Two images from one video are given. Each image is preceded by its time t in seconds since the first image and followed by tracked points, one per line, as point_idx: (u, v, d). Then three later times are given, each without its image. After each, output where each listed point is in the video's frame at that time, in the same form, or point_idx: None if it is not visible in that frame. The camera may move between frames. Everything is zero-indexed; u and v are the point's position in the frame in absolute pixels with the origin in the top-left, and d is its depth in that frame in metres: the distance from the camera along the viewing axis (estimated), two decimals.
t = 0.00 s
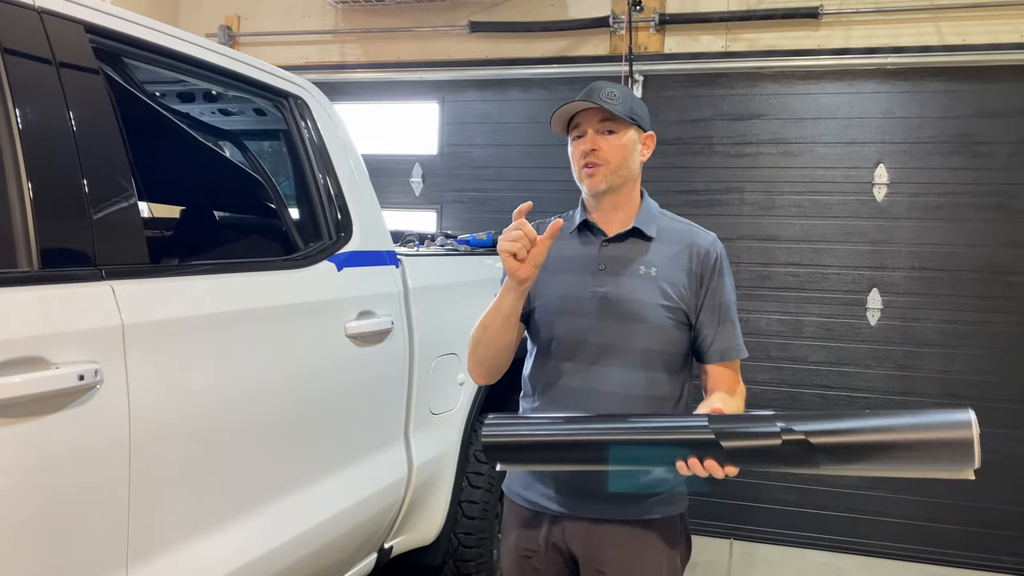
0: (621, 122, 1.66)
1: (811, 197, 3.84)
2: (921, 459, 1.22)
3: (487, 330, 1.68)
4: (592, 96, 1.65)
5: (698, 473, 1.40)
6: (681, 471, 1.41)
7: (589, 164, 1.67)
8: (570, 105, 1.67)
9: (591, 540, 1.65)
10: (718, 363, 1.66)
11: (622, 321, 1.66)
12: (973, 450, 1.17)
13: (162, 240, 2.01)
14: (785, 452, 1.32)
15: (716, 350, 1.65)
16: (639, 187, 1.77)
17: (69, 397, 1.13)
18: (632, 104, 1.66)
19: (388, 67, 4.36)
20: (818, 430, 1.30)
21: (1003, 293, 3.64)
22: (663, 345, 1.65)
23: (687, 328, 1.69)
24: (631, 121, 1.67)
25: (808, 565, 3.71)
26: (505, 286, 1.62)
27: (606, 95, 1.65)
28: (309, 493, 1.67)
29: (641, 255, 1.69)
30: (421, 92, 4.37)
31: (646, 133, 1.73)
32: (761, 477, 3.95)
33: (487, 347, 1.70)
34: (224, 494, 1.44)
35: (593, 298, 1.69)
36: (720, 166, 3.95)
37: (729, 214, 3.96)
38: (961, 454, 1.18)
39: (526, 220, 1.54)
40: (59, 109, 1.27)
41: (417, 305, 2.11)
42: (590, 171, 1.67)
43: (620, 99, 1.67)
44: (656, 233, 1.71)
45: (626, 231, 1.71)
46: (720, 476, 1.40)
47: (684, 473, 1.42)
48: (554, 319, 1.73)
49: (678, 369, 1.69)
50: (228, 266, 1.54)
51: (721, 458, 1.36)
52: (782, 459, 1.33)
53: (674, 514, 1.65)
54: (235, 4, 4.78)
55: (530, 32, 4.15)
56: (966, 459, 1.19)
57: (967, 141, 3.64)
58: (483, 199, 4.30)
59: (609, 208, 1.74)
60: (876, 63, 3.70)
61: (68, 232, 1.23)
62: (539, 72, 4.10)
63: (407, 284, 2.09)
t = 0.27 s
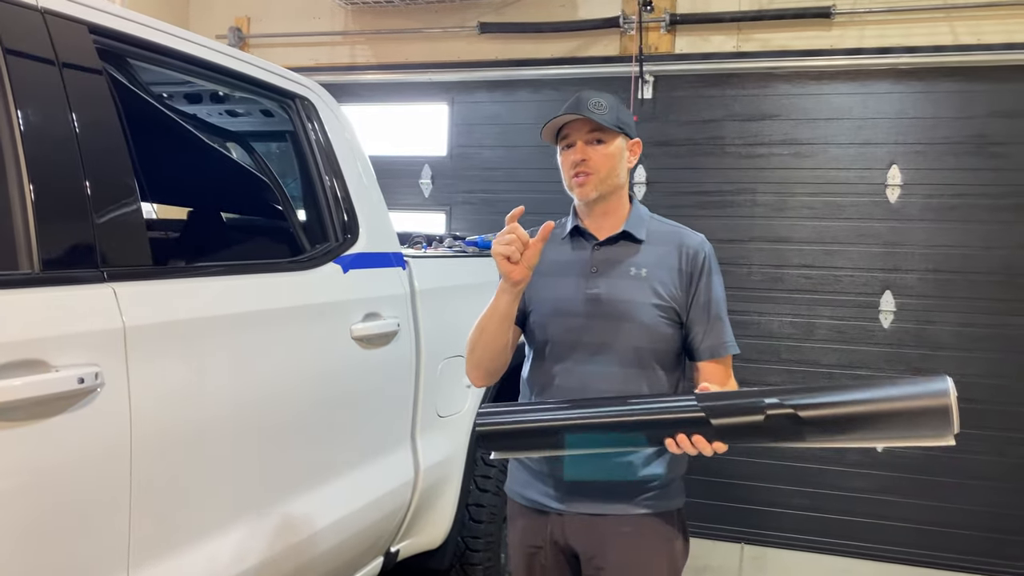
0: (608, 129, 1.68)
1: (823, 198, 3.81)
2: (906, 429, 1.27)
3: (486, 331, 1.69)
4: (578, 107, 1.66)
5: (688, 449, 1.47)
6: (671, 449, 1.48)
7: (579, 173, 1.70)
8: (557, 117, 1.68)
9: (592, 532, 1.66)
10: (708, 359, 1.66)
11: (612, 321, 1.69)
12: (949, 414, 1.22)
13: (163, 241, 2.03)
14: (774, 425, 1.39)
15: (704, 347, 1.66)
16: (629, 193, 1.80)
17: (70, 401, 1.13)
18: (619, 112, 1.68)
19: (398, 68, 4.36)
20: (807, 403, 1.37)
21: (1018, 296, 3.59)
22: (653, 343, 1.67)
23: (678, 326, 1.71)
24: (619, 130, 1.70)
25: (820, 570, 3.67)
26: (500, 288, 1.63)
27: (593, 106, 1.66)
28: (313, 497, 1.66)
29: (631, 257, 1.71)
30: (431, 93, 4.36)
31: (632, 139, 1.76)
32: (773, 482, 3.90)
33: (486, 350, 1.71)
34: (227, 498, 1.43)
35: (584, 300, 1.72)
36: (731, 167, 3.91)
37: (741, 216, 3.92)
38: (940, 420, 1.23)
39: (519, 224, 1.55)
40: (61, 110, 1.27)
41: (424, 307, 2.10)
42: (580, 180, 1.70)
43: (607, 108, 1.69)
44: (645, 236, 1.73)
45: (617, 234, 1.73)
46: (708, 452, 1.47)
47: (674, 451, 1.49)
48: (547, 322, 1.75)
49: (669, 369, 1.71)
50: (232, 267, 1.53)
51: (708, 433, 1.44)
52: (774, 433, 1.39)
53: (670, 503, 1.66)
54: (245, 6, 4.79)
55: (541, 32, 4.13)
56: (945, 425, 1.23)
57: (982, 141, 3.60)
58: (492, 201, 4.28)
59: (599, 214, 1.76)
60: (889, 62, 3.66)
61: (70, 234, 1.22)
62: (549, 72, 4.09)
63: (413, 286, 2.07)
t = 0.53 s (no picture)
0: (591, 135, 1.69)
1: (836, 200, 3.77)
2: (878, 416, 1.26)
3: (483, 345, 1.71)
4: (562, 115, 1.69)
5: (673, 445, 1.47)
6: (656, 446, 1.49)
7: (565, 180, 1.72)
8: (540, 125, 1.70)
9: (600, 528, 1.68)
10: (701, 353, 1.66)
11: (604, 325, 1.69)
12: (915, 401, 1.20)
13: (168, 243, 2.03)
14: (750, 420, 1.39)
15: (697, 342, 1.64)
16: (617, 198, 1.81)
17: (68, 404, 1.12)
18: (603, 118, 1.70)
19: (408, 70, 4.35)
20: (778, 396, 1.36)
21: None
22: (647, 344, 1.67)
23: (672, 324, 1.70)
24: (602, 136, 1.71)
25: None
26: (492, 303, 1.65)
27: (575, 112, 1.67)
28: (317, 502, 1.65)
29: (620, 260, 1.72)
30: (441, 95, 4.34)
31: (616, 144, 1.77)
32: (786, 487, 3.85)
33: (483, 364, 1.73)
34: (229, 503, 1.42)
35: (577, 305, 1.73)
36: (742, 168, 3.88)
37: (753, 217, 3.88)
38: (907, 407, 1.22)
39: (507, 242, 1.58)
40: (62, 112, 1.26)
41: (430, 310, 2.08)
42: (567, 187, 1.72)
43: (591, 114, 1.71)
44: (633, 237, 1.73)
45: (606, 237, 1.74)
46: (693, 447, 1.47)
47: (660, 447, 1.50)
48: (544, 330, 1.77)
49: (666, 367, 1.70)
50: (235, 270, 1.52)
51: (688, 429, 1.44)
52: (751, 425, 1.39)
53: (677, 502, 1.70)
54: (256, 8, 4.80)
55: (551, 34, 4.12)
56: (914, 411, 1.22)
57: (998, 143, 3.56)
58: (501, 203, 4.27)
59: (588, 219, 1.77)
60: (904, 63, 3.62)
61: (70, 237, 1.21)
62: (559, 74, 4.07)
63: (420, 288, 2.06)
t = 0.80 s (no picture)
0: (595, 143, 1.66)
1: (850, 202, 3.73)
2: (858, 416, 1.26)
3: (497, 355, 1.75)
4: (564, 124, 1.65)
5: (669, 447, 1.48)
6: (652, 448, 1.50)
7: (570, 188, 1.69)
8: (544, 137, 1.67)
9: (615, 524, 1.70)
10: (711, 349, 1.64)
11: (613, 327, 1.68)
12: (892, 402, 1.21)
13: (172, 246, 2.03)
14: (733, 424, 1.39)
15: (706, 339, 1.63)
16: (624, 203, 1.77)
17: (70, 409, 1.11)
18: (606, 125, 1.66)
19: (419, 72, 4.34)
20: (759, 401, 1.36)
21: None
22: (656, 344, 1.66)
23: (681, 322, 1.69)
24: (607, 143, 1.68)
25: None
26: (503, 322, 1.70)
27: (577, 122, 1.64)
28: (324, 506, 1.64)
29: (627, 262, 1.70)
30: (451, 97, 4.33)
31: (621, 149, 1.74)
32: (800, 492, 3.81)
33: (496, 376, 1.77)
34: (233, 507, 1.41)
35: (586, 308, 1.71)
36: (755, 170, 3.85)
37: (766, 220, 3.85)
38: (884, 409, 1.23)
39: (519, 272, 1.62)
40: (67, 114, 1.25)
41: (438, 313, 2.06)
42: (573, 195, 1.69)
43: (594, 122, 1.67)
44: (640, 239, 1.71)
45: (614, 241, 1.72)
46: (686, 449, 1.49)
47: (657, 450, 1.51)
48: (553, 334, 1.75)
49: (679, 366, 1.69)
50: (241, 273, 1.51)
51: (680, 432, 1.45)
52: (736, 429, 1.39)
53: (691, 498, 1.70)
54: (267, 11, 4.80)
55: (562, 35, 4.10)
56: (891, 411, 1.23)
57: (1015, 144, 3.51)
58: (512, 205, 4.25)
59: (597, 226, 1.74)
60: (919, 63, 3.58)
61: (75, 240, 1.21)
62: (570, 76, 4.05)
63: (428, 291, 2.05)
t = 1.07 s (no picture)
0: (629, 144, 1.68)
1: (861, 204, 3.69)
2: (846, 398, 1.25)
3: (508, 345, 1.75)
4: (602, 126, 1.68)
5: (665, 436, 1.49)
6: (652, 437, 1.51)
7: (603, 188, 1.70)
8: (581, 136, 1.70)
9: (624, 521, 1.69)
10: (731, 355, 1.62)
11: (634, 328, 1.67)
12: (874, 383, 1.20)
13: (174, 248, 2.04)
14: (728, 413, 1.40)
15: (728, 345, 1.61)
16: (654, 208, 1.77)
17: (70, 411, 1.10)
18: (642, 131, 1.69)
19: (426, 74, 4.33)
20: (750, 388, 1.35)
21: None
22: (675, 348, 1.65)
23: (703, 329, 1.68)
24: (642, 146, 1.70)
25: None
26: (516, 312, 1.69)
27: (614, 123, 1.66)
28: (327, 510, 1.62)
29: (653, 263, 1.69)
30: (459, 99, 4.32)
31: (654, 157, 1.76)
32: (810, 496, 3.77)
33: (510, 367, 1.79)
34: (235, 510, 1.40)
35: (609, 307, 1.70)
36: (765, 172, 3.82)
37: (776, 221, 3.82)
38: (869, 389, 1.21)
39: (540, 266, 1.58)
40: (69, 116, 1.25)
41: (444, 316, 2.05)
42: (605, 195, 1.70)
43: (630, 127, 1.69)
44: (667, 242, 1.70)
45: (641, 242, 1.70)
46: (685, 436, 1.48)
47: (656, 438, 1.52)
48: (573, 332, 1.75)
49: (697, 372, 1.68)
50: (245, 275, 1.50)
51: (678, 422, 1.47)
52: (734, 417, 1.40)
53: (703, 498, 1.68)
54: (276, 13, 4.81)
55: (570, 36, 4.09)
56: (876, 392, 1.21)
57: None
58: (520, 207, 4.24)
59: (625, 227, 1.73)
60: (931, 64, 3.54)
61: (76, 241, 1.20)
62: (579, 77, 4.03)
63: (434, 293, 2.03)
